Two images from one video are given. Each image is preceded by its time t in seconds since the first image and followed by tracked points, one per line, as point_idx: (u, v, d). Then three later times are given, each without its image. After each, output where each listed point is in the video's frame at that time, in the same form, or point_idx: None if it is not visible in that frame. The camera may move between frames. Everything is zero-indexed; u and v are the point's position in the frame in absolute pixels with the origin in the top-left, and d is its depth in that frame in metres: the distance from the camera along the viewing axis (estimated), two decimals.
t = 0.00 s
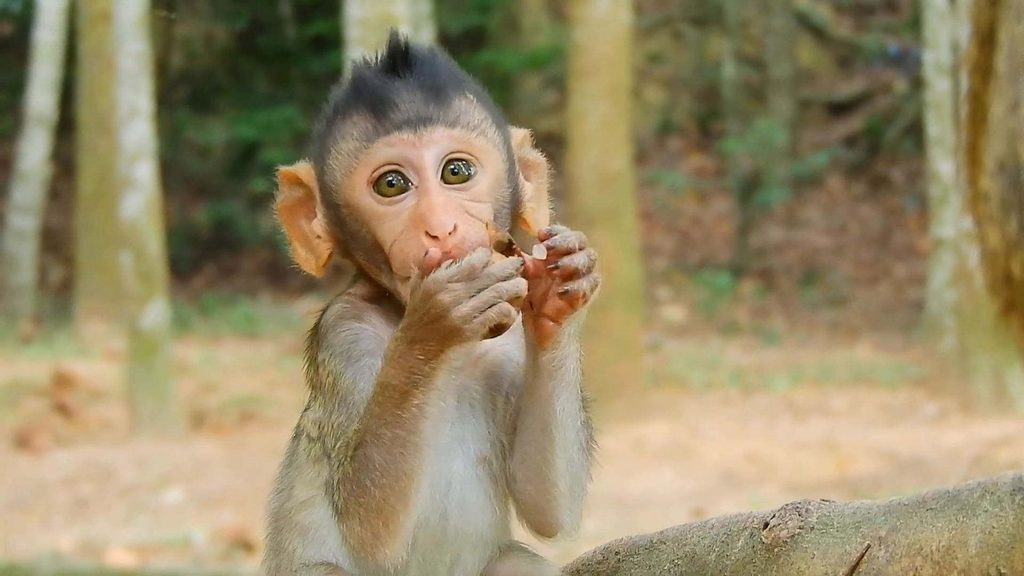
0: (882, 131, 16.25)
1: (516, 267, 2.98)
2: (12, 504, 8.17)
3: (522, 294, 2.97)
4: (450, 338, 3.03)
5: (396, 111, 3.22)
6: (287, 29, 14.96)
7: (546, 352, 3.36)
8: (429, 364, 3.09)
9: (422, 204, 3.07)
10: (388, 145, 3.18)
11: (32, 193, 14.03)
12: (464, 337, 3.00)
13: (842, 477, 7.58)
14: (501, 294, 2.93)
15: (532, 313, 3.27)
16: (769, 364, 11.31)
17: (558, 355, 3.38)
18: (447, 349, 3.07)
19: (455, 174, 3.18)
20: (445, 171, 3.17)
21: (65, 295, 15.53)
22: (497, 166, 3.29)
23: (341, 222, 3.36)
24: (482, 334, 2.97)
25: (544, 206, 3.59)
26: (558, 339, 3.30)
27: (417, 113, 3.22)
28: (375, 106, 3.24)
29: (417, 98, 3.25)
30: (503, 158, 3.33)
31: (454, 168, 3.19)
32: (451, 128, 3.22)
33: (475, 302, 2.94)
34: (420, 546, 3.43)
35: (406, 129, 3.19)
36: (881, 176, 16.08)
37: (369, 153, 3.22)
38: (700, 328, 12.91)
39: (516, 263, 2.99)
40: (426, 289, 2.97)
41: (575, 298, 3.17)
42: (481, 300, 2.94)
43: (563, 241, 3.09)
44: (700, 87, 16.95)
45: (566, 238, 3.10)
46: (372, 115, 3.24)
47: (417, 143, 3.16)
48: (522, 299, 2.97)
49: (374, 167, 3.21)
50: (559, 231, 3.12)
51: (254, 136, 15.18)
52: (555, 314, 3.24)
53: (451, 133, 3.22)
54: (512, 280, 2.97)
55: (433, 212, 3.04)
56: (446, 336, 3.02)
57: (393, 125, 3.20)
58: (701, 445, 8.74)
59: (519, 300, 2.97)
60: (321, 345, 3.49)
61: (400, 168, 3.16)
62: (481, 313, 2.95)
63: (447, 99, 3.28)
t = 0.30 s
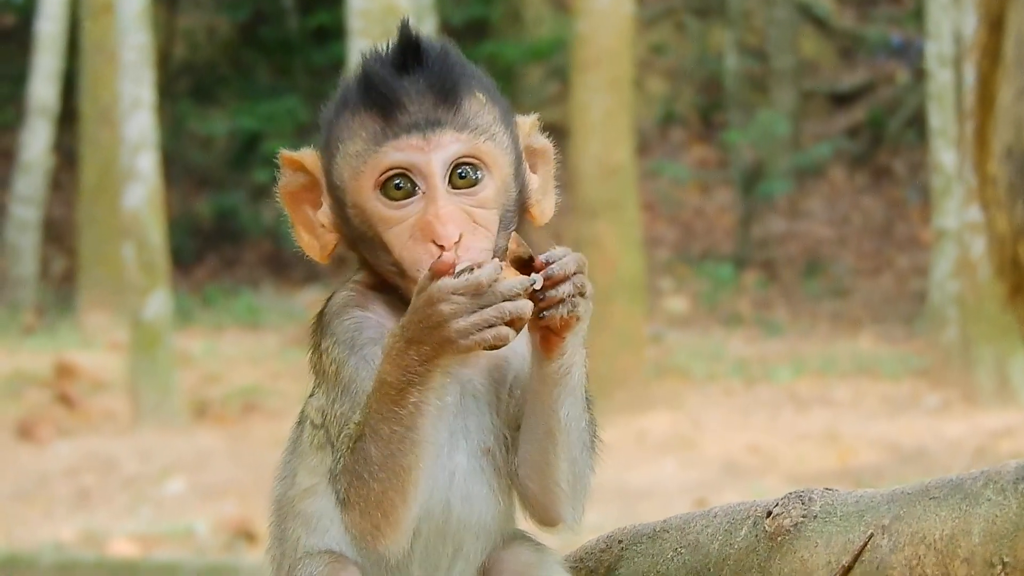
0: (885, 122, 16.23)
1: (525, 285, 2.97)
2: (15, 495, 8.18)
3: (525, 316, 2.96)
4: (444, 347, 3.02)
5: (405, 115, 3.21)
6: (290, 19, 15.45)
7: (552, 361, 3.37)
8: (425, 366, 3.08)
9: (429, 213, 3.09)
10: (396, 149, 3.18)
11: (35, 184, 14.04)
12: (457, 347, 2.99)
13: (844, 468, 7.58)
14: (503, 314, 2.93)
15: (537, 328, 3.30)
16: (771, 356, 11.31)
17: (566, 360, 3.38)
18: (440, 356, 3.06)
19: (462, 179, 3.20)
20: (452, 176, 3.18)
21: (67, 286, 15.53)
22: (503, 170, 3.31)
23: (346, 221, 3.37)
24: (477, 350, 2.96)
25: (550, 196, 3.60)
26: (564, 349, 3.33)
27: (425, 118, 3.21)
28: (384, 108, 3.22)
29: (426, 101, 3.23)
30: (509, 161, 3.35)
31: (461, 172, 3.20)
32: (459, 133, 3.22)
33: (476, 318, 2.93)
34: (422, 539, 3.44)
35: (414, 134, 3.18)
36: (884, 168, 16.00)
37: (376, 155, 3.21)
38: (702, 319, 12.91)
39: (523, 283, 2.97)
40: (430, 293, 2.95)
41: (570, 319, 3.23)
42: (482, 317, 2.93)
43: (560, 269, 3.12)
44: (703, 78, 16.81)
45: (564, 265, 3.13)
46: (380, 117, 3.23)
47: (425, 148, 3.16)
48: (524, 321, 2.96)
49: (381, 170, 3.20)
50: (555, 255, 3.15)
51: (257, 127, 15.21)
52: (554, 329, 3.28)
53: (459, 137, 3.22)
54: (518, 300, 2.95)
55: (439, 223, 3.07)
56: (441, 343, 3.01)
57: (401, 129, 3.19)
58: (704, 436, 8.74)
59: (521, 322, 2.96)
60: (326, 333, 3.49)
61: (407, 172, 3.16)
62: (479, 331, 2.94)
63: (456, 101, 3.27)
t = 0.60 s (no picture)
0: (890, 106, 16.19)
1: (517, 264, 2.97)
2: (19, 480, 8.20)
3: (518, 295, 2.96)
4: (438, 328, 3.03)
5: (415, 98, 3.20)
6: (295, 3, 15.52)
7: (556, 347, 3.33)
8: (421, 349, 3.07)
9: (439, 195, 3.07)
10: (406, 132, 3.17)
11: (38, 169, 14.03)
12: (449, 327, 3.00)
13: (849, 452, 7.57)
14: (494, 292, 2.94)
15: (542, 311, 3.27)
16: (777, 340, 11.31)
17: (570, 346, 3.34)
18: (434, 339, 3.06)
19: (472, 162, 3.17)
20: (463, 159, 3.16)
21: (71, 271, 15.54)
22: (513, 154, 3.28)
23: (355, 205, 3.34)
24: (468, 329, 2.97)
25: (553, 181, 3.59)
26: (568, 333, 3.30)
27: (436, 101, 3.20)
28: (395, 91, 3.21)
29: (437, 85, 3.22)
30: (518, 146, 3.33)
31: (470, 155, 3.17)
32: (469, 117, 3.20)
33: (466, 296, 2.95)
34: (426, 523, 3.44)
35: (424, 117, 3.17)
36: (888, 152, 15.99)
37: (386, 136, 3.20)
38: (707, 303, 12.90)
39: (517, 261, 2.98)
40: (421, 274, 2.98)
41: (572, 302, 3.21)
42: (473, 294, 2.95)
43: (554, 257, 3.10)
44: (708, 62, 16.83)
45: (557, 252, 3.11)
46: (391, 100, 3.21)
47: (435, 130, 3.14)
48: (517, 300, 2.96)
49: (391, 154, 3.19)
50: (550, 240, 3.13)
51: (262, 112, 15.22)
52: (558, 315, 3.26)
53: (468, 120, 3.20)
54: (510, 278, 2.96)
55: (450, 204, 3.04)
56: (434, 323, 3.02)
57: (412, 112, 3.18)
58: (709, 420, 8.74)
59: (514, 302, 2.97)
60: (330, 319, 3.49)
61: (416, 155, 3.14)
62: (471, 310, 2.96)
63: (465, 85, 3.25)
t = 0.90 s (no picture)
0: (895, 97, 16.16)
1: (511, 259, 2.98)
2: (26, 471, 8.22)
3: (515, 289, 2.97)
4: (434, 321, 3.03)
5: (416, 90, 3.20)
6: None
7: (553, 338, 3.35)
8: (417, 344, 3.08)
9: (437, 187, 3.07)
10: (405, 124, 3.17)
11: (44, 160, 14.05)
12: (445, 320, 3.01)
13: (855, 443, 7.57)
14: (491, 286, 2.94)
15: (537, 302, 3.30)
16: (782, 330, 11.30)
17: (566, 338, 3.36)
18: (432, 332, 3.07)
19: (472, 158, 3.18)
20: (463, 153, 3.17)
21: (77, 262, 15.57)
22: (513, 151, 3.28)
23: (353, 194, 3.36)
24: (464, 322, 2.99)
25: (555, 179, 3.59)
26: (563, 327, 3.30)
27: (436, 94, 3.20)
28: (396, 82, 3.22)
29: (438, 79, 3.22)
30: (519, 142, 3.33)
31: (471, 150, 3.18)
32: (470, 111, 3.21)
33: (462, 289, 2.96)
34: (428, 517, 3.44)
35: (424, 110, 3.17)
36: (894, 143, 15.91)
37: (385, 128, 3.20)
38: (712, 294, 12.89)
39: (513, 255, 2.99)
40: (417, 268, 3.00)
41: (567, 291, 3.22)
42: (469, 288, 2.96)
43: (546, 247, 3.10)
44: (713, 53, 16.83)
45: (549, 242, 3.11)
46: (392, 91, 3.22)
47: (435, 123, 3.15)
48: (514, 294, 2.97)
49: (390, 145, 3.19)
50: (542, 231, 3.14)
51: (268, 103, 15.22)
52: (554, 305, 3.28)
53: (468, 114, 3.20)
54: (506, 272, 2.97)
55: (447, 198, 3.05)
56: (431, 317, 3.03)
57: (412, 105, 3.18)
58: (714, 411, 8.73)
59: (511, 296, 2.98)
60: (330, 313, 3.50)
61: (416, 147, 3.15)
62: (467, 303, 2.97)
63: (467, 79, 3.25)
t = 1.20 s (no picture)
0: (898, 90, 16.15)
1: (520, 262, 2.96)
2: (29, 466, 8.23)
3: (523, 293, 2.97)
4: (441, 324, 3.04)
5: (437, 92, 3.20)
6: None
7: (552, 346, 3.33)
8: (424, 347, 3.09)
9: (457, 187, 3.08)
10: (426, 124, 3.17)
11: (47, 155, 14.05)
12: (454, 323, 3.01)
13: (858, 437, 7.56)
14: (498, 290, 2.94)
15: (539, 308, 3.27)
16: (785, 324, 11.31)
17: (566, 346, 3.34)
18: (438, 335, 3.07)
19: (491, 160, 3.18)
20: (481, 156, 3.17)
21: (80, 257, 15.58)
22: (530, 154, 3.29)
23: (367, 192, 3.35)
24: (472, 326, 2.98)
25: (564, 185, 3.59)
26: (569, 333, 3.30)
27: (458, 97, 3.20)
28: (418, 83, 3.22)
29: (460, 82, 3.23)
30: (536, 145, 3.33)
31: (490, 153, 3.18)
32: (492, 114, 3.21)
33: (470, 293, 2.96)
34: (431, 519, 3.43)
35: (446, 112, 3.17)
36: (896, 137, 16.03)
37: (404, 128, 3.20)
38: (715, 288, 12.89)
39: (521, 258, 2.97)
40: (426, 272, 3.01)
41: (573, 292, 3.17)
42: (477, 292, 2.96)
43: (551, 246, 3.05)
44: (715, 47, 16.87)
45: (555, 240, 3.06)
46: (415, 91, 3.21)
47: (457, 126, 3.15)
48: (521, 297, 2.97)
49: (410, 145, 3.19)
50: (547, 232, 3.09)
51: (270, 98, 15.15)
52: (555, 310, 3.24)
53: (489, 117, 3.20)
54: (514, 276, 2.96)
55: (466, 197, 3.05)
56: (438, 320, 3.03)
57: (435, 107, 3.18)
58: (717, 406, 8.74)
59: (519, 299, 2.98)
60: (335, 314, 3.50)
61: (435, 148, 3.15)
62: (475, 306, 2.97)
63: (488, 83, 3.26)
